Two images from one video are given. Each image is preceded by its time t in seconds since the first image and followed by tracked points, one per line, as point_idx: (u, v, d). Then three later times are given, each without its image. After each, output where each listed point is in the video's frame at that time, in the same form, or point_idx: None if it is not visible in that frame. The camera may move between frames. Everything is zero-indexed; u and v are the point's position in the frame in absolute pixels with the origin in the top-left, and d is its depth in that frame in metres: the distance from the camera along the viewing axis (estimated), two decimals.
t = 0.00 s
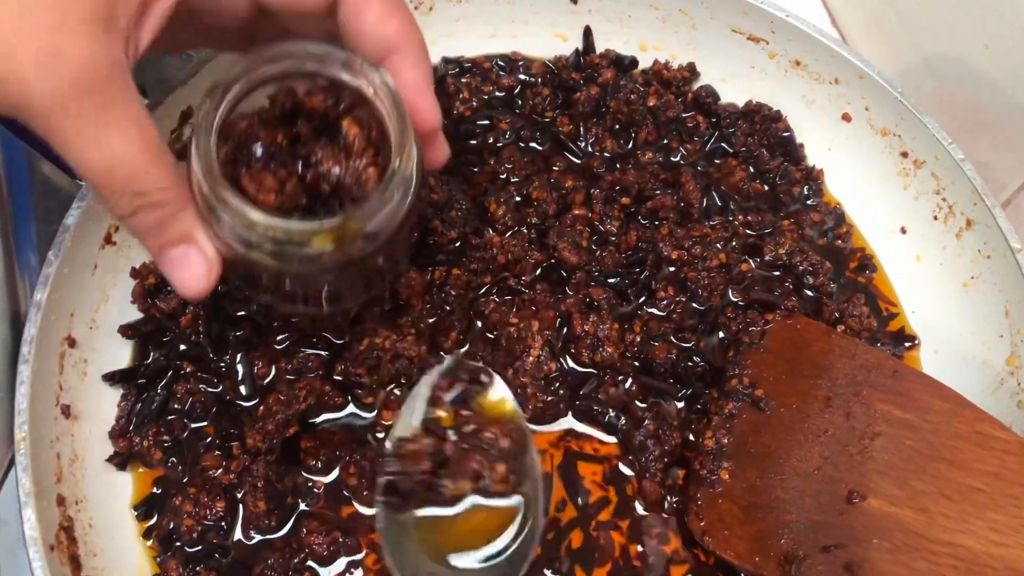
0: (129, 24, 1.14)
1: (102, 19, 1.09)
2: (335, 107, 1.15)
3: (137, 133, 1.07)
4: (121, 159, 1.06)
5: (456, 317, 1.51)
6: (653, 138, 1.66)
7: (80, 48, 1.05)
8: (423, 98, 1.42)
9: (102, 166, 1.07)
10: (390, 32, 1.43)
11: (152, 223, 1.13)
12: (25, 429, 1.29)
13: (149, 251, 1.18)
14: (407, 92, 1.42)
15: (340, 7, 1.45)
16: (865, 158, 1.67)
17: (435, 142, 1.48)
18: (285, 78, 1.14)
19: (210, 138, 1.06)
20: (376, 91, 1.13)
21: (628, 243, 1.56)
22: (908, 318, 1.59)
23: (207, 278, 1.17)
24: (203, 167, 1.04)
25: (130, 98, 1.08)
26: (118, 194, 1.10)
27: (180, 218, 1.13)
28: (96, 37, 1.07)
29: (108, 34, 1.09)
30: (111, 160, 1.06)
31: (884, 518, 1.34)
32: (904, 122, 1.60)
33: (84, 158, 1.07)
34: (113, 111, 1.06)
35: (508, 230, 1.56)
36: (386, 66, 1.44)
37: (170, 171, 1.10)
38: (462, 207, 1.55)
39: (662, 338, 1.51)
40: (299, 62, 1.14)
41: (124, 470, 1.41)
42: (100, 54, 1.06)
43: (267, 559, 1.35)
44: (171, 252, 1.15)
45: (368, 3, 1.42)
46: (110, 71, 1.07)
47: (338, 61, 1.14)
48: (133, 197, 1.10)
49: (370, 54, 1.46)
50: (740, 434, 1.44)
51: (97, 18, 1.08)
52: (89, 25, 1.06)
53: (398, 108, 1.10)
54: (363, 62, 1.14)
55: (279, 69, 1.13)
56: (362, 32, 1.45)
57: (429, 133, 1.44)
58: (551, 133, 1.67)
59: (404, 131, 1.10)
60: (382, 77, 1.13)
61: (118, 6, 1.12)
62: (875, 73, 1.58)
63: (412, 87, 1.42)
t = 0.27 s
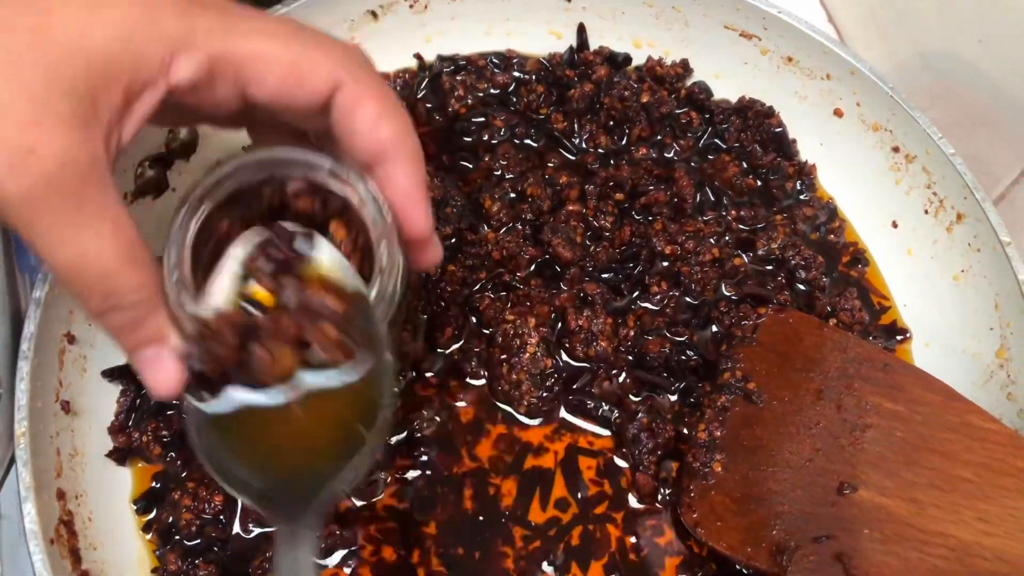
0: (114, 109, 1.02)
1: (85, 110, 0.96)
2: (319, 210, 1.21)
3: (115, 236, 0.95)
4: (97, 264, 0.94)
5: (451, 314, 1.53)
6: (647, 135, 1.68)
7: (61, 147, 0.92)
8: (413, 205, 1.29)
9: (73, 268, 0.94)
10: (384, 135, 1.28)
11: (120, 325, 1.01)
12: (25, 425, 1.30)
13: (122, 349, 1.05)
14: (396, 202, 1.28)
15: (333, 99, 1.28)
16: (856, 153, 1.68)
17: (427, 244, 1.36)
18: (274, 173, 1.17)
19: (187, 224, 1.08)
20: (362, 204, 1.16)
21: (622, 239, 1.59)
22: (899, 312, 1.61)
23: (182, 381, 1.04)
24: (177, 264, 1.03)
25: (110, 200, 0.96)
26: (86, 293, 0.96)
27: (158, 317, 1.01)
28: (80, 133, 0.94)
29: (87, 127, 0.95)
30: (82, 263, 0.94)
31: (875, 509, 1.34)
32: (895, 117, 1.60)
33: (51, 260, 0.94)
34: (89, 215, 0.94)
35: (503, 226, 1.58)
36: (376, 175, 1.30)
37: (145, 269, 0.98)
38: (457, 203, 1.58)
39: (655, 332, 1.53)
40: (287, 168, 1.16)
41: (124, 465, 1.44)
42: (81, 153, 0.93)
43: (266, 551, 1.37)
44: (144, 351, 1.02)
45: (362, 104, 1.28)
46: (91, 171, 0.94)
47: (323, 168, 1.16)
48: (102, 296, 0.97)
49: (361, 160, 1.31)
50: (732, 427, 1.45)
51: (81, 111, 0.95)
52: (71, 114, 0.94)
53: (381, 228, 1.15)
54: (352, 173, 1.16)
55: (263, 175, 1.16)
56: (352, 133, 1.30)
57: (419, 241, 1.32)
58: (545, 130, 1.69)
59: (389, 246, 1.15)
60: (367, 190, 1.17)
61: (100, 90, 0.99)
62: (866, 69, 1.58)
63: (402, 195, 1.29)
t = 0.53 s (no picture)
0: (78, 154, 1.12)
1: (47, 154, 1.07)
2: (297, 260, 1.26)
3: (76, 278, 1.08)
4: (57, 304, 1.07)
5: (446, 304, 1.53)
6: (642, 125, 1.67)
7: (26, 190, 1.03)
8: (394, 256, 1.33)
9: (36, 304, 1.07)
10: (361, 181, 1.34)
11: (85, 368, 1.16)
12: (18, 415, 1.30)
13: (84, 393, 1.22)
14: (377, 251, 1.33)
15: (311, 144, 1.35)
16: (852, 142, 1.68)
17: (409, 293, 1.38)
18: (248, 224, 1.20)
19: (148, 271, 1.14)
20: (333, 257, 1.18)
21: (617, 230, 1.58)
22: (896, 302, 1.60)
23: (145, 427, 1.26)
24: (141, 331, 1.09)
25: (72, 239, 1.08)
26: (49, 336, 1.10)
27: (115, 369, 1.17)
28: (45, 180, 1.06)
29: (53, 172, 1.07)
30: (44, 303, 1.07)
31: (870, 497, 1.34)
32: (890, 107, 1.60)
33: (13, 301, 1.06)
34: (48, 256, 1.06)
35: (497, 217, 1.57)
36: (356, 221, 1.36)
37: (106, 314, 1.11)
38: (452, 193, 1.58)
39: (650, 322, 1.52)
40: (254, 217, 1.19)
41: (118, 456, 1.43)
42: (43, 198, 1.05)
43: (261, 541, 1.37)
44: (107, 397, 1.20)
45: (339, 152, 1.35)
46: (53, 214, 1.06)
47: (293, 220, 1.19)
48: (64, 339, 1.11)
49: (341, 205, 1.38)
50: (727, 417, 1.45)
51: (46, 154, 1.07)
52: (35, 161, 1.05)
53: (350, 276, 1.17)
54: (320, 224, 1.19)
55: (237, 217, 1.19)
56: (331, 180, 1.36)
57: (393, 287, 1.35)
58: (540, 121, 1.69)
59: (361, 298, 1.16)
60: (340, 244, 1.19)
61: (64, 135, 1.10)
62: (860, 58, 1.59)
63: (382, 246, 1.33)
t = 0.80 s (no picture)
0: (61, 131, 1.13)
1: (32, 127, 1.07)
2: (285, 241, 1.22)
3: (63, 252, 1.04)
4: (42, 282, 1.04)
5: (441, 299, 1.52)
6: (639, 118, 1.66)
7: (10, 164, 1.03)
8: (377, 235, 1.29)
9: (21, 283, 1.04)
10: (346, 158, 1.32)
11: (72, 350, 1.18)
12: (9, 409, 1.29)
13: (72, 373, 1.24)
14: (359, 230, 1.29)
15: (297, 120, 1.33)
16: (850, 135, 1.67)
17: (398, 273, 1.34)
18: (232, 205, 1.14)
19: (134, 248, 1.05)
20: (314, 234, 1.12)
21: (614, 223, 1.56)
22: (894, 295, 1.60)
23: (128, 409, 1.26)
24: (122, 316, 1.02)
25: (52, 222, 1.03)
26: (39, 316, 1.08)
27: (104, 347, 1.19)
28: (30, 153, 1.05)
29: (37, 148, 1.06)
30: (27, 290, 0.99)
31: (868, 491, 1.33)
32: (889, 99, 1.59)
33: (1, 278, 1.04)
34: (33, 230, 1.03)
35: (494, 211, 1.57)
36: (342, 198, 1.33)
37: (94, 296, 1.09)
38: (448, 186, 1.56)
39: (647, 316, 1.51)
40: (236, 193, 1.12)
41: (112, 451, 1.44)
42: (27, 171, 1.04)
43: (255, 537, 1.36)
44: (93, 376, 1.23)
45: (325, 128, 1.33)
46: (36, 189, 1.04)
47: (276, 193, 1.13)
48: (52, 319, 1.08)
49: (327, 182, 1.35)
50: (724, 411, 1.44)
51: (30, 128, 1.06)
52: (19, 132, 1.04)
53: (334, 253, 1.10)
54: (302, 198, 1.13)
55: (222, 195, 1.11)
56: (317, 158, 1.34)
57: (380, 268, 1.30)
58: (536, 114, 1.68)
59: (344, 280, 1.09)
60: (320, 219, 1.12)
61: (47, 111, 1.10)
62: (858, 50, 1.57)
63: (365, 225, 1.29)
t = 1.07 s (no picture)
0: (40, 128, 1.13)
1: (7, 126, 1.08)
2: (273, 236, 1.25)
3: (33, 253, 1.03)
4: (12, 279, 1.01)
5: (440, 299, 1.50)
6: (639, 116, 1.64)
7: None
8: (369, 234, 1.27)
9: None
10: (335, 155, 1.29)
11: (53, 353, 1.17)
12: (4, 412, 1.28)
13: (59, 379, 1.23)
14: (351, 230, 1.26)
15: (284, 116, 1.31)
16: (853, 133, 1.66)
17: (390, 274, 1.33)
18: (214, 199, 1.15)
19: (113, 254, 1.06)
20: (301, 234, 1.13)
21: (614, 222, 1.55)
22: (897, 295, 1.58)
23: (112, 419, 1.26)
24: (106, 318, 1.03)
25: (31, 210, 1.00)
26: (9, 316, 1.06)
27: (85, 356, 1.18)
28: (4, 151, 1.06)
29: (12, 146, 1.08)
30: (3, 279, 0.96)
31: (872, 494, 1.32)
32: (892, 96, 1.58)
33: None
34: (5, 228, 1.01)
35: (493, 210, 1.55)
36: (333, 196, 1.30)
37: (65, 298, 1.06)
38: (446, 185, 1.55)
39: (648, 317, 1.50)
40: (224, 191, 1.13)
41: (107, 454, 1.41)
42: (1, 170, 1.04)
43: (253, 541, 1.35)
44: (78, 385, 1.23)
45: (312, 125, 1.30)
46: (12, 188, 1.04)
47: (262, 192, 1.12)
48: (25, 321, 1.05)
49: (318, 179, 1.33)
50: (726, 412, 1.43)
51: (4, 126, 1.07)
52: None
53: (321, 254, 1.10)
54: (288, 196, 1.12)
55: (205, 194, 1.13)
56: (307, 155, 1.31)
57: (370, 269, 1.29)
58: (536, 112, 1.66)
59: (331, 282, 1.09)
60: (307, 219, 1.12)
61: (24, 109, 1.10)
62: (862, 47, 1.56)
63: (357, 224, 1.27)
